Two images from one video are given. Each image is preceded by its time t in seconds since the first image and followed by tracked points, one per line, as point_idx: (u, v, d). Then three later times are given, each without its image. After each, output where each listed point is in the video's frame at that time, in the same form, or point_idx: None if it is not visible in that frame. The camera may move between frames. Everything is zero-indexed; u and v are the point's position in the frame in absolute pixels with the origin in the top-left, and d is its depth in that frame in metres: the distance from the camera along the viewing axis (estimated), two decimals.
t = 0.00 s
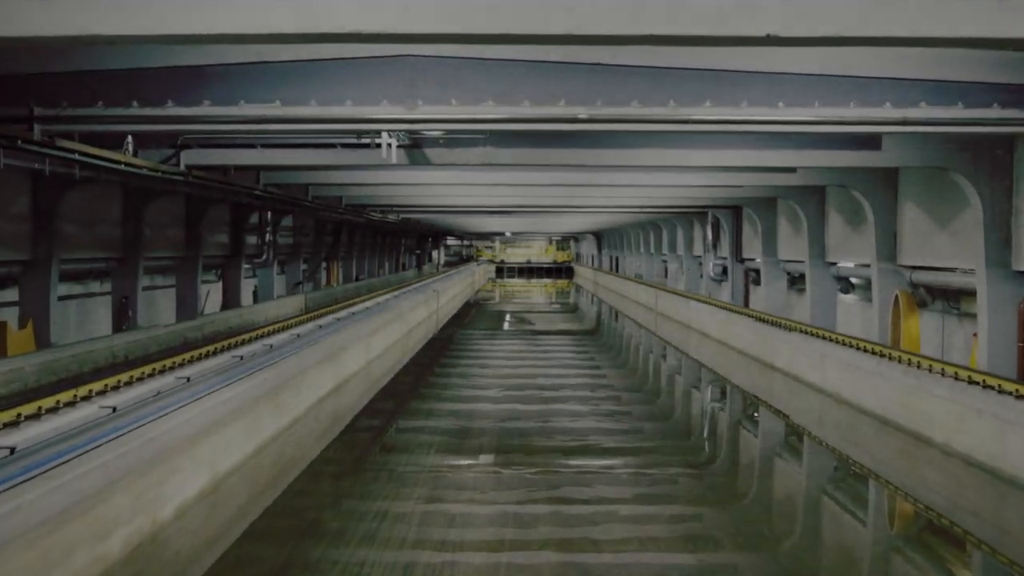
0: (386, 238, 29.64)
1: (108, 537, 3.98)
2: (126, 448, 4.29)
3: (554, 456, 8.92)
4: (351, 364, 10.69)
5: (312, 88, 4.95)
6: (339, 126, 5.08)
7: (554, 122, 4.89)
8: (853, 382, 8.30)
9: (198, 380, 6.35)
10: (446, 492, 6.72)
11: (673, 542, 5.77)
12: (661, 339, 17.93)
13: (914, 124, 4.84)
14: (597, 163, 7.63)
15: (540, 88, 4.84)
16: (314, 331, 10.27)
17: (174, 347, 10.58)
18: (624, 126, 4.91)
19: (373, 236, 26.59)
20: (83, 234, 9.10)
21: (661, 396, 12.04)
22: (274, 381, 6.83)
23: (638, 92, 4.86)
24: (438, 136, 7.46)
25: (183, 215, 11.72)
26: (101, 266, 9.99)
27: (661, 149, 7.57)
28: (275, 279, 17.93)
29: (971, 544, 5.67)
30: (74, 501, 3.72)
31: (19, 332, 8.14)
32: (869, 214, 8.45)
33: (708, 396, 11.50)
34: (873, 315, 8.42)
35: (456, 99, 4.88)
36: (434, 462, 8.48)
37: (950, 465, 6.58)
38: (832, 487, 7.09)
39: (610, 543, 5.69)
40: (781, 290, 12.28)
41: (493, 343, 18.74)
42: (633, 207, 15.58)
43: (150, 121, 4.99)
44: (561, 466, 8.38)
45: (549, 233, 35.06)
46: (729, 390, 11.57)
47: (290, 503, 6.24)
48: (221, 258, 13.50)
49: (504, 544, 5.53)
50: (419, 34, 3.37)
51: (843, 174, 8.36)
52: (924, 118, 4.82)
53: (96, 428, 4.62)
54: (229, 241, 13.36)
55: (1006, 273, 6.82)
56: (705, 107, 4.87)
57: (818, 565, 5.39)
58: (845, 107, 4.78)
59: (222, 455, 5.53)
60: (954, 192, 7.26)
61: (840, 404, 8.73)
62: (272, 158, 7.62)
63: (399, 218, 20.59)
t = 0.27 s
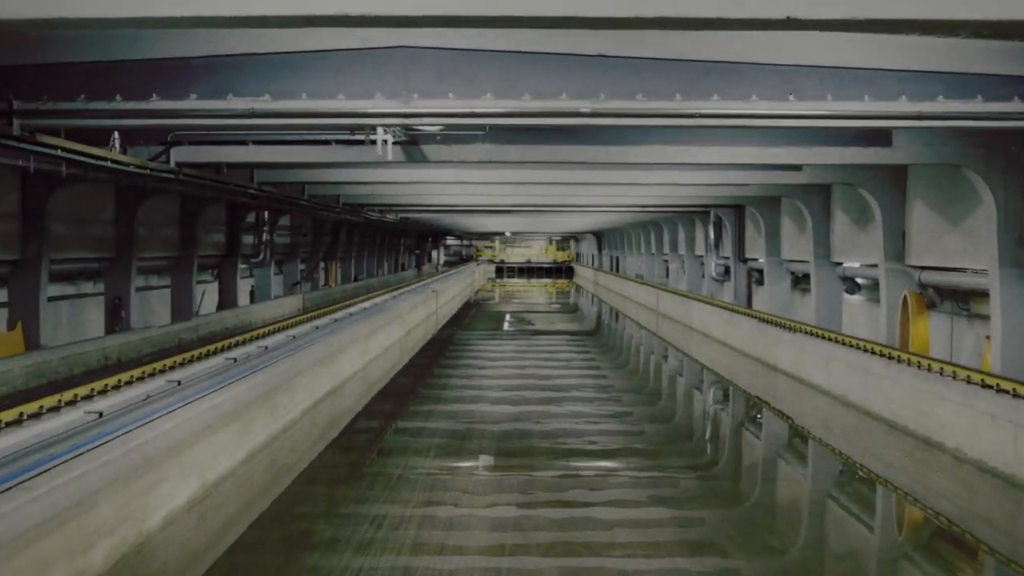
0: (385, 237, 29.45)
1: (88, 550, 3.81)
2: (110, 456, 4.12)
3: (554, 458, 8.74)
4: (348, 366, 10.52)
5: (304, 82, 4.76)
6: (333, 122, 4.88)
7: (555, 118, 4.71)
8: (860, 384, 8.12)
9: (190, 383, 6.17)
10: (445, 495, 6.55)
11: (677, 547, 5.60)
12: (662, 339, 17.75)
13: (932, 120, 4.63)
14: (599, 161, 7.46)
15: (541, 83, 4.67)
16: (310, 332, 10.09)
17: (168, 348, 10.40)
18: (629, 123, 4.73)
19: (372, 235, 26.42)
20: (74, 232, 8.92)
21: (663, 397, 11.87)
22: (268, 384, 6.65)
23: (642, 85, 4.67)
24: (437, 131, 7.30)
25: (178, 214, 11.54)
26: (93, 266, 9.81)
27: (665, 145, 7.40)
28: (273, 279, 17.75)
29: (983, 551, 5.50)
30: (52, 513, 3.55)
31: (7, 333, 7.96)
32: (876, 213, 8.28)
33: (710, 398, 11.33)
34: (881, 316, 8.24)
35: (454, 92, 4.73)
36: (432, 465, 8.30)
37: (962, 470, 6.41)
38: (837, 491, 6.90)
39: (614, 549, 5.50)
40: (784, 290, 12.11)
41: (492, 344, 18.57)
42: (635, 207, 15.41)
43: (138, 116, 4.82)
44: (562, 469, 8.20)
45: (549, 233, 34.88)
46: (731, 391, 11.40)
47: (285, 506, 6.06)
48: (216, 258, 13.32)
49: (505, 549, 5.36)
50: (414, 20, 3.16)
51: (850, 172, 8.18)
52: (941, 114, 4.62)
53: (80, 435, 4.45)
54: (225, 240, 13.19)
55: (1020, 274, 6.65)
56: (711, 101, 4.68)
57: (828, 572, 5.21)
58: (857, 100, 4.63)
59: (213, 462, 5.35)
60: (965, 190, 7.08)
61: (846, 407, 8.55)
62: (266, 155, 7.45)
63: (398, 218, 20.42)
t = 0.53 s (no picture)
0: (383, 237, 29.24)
1: (63, 568, 3.62)
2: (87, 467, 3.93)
3: (554, 461, 8.54)
4: (344, 368, 10.31)
5: (291, 72, 4.47)
6: (323, 114, 4.61)
7: (557, 110, 4.45)
8: (869, 387, 7.92)
9: (178, 388, 5.96)
10: (443, 499, 6.34)
11: (682, 554, 5.40)
12: (663, 340, 17.56)
13: (951, 110, 4.51)
14: (602, 157, 7.25)
15: (542, 73, 4.40)
16: (305, 334, 9.90)
17: (161, 350, 10.20)
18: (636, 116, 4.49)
19: (371, 235, 26.21)
20: (63, 232, 8.71)
21: (665, 399, 11.67)
22: (260, 388, 6.44)
23: (648, 77, 4.42)
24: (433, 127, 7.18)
25: (172, 213, 11.35)
26: (83, 267, 9.61)
27: (670, 141, 7.20)
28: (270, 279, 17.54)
29: (997, 559, 5.31)
30: (21, 530, 3.33)
31: None
32: (885, 213, 8.09)
33: (713, 400, 11.12)
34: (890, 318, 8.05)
35: (451, 85, 4.40)
36: (430, 469, 8.09)
37: (977, 478, 6.21)
38: (844, 494, 6.80)
39: (615, 553, 5.31)
40: (789, 290, 11.91)
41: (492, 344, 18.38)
42: (637, 206, 15.21)
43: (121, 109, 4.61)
44: (563, 473, 7.99)
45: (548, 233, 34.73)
46: (734, 393, 11.20)
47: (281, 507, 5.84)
48: (212, 258, 13.13)
49: (506, 554, 5.18)
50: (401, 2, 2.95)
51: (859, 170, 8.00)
52: (960, 105, 4.49)
53: (58, 445, 4.26)
54: (221, 240, 12.99)
55: None
56: (720, 94, 4.41)
57: None
58: (876, 94, 4.44)
59: (200, 470, 5.16)
60: (979, 188, 6.90)
61: (854, 410, 8.36)
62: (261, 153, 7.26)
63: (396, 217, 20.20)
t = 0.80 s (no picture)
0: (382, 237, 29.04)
1: None
2: (67, 480, 3.74)
3: (555, 464, 8.36)
4: (341, 370, 10.13)
5: (282, 64, 4.31)
6: (314, 108, 4.45)
7: (560, 104, 4.30)
8: (878, 389, 7.75)
9: (169, 391, 5.77)
10: (441, 503, 6.18)
11: (688, 560, 5.23)
12: (664, 341, 17.38)
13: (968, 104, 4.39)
14: (605, 154, 7.08)
15: (543, 65, 4.24)
16: (301, 335, 9.73)
17: (155, 352, 10.02)
18: (640, 110, 4.34)
19: (370, 235, 26.03)
20: (53, 232, 8.52)
21: (667, 400, 11.49)
22: (253, 391, 6.27)
23: (655, 69, 4.25)
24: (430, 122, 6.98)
25: (166, 213, 11.18)
26: (75, 267, 9.43)
27: (674, 137, 7.02)
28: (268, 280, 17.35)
29: (1011, 568, 5.14)
30: None
31: None
32: (895, 213, 7.92)
33: (716, 402, 10.95)
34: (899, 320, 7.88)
35: (447, 77, 4.21)
36: (429, 472, 7.91)
37: (990, 485, 6.04)
38: (850, 498, 6.65)
39: (618, 559, 5.14)
40: (793, 291, 11.73)
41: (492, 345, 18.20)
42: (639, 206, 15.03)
43: (106, 102, 4.44)
44: (564, 476, 7.81)
45: (548, 234, 34.55)
46: (738, 395, 11.02)
47: (276, 510, 5.68)
48: (208, 258, 12.95)
49: (508, 559, 5.05)
50: None
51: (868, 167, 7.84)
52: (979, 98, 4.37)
53: (40, 453, 4.08)
54: (217, 240, 12.82)
55: None
56: (730, 87, 4.28)
57: None
58: (894, 87, 4.33)
59: (190, 478, 4.99)
60: (991, 186, 6.74)
61: (861, 413, 8.19)
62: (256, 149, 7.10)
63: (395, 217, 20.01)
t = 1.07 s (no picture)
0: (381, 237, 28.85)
1: None
2: (44, 491, 3.56)
3: (556, 467, 8.19)
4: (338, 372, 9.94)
5: (269, 55, 4.13)
6: (306, 103, 4.27)
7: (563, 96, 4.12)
8: (888, 392, 7.57)
9: (158, 396, 5.58)
10: (439, 507, 6.02)
11: (693, 567, 5.06)
12: (666, 342, 17.20)
13: (992, 98, 4.19)
14: (609, 151, 6.89)
15: (546, 57, 4.06)
16: (297, 337, 9.55)
17: (148, 354, 9.84)
18: (646, 106, 4.17)
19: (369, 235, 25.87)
20: (43, 231, 8.34)
21: (668, 402, 11.31)
22: (245, 395, 6.08)
23: (661, 60, 4.09)
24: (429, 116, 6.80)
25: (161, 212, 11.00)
26: (67, 268, 9.25)
27: (681, 133, 6.84)
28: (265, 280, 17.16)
29: None
30: None
31: None
32: (904, 213, 7.76)
33: (718, 404, 10.78)
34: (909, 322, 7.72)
35: (444, 68, 4.04)
36: (427, 476, 7.74)
37: (1003, 491, 5.87)
38: (854, 504, 6.50)
39: (621, 565, 4.97)
40: (798, 291, 11.56)
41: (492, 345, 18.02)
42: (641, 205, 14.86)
43: (88, 95, 4.25)
44: (565, 479, 7.63)
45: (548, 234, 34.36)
46: (740, 397, 10.85)
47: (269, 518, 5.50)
48: (204, 258, 12.78)
49: (508, 564, 4.90)
50: None
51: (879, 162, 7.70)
52: (1002, 91, 4.17)
53: (18, 461, 3.91)
54: (213, 240, 12.64)
55: None
56: (741, 79, 4.11)
57: None
58: (914, 79, 4.16)
59: (178, 486, 4.82)
60: (1004, 183, 6.57)
61: (869, 417, 8.02)
62: (251, 145, 6.95)
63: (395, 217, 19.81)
